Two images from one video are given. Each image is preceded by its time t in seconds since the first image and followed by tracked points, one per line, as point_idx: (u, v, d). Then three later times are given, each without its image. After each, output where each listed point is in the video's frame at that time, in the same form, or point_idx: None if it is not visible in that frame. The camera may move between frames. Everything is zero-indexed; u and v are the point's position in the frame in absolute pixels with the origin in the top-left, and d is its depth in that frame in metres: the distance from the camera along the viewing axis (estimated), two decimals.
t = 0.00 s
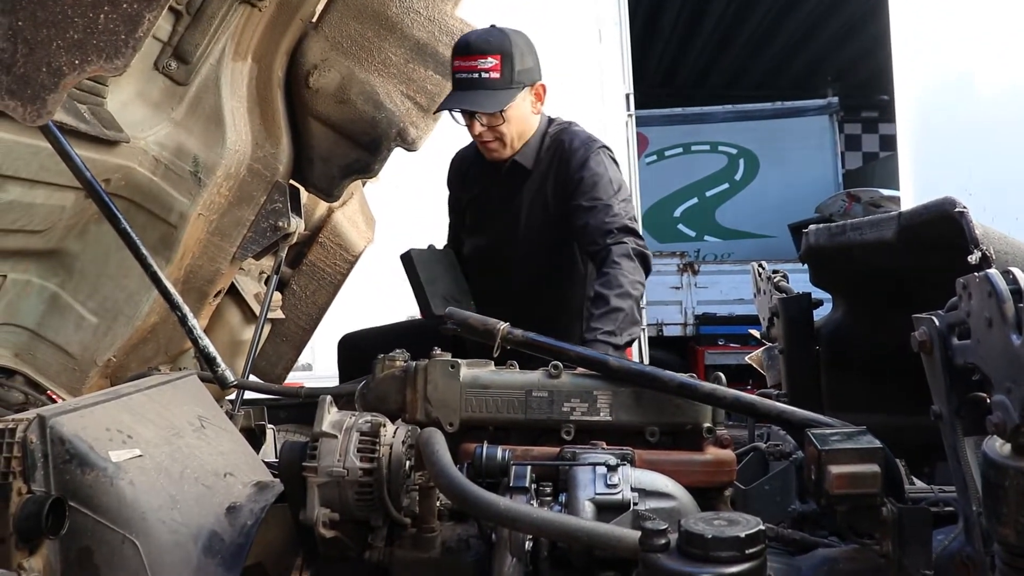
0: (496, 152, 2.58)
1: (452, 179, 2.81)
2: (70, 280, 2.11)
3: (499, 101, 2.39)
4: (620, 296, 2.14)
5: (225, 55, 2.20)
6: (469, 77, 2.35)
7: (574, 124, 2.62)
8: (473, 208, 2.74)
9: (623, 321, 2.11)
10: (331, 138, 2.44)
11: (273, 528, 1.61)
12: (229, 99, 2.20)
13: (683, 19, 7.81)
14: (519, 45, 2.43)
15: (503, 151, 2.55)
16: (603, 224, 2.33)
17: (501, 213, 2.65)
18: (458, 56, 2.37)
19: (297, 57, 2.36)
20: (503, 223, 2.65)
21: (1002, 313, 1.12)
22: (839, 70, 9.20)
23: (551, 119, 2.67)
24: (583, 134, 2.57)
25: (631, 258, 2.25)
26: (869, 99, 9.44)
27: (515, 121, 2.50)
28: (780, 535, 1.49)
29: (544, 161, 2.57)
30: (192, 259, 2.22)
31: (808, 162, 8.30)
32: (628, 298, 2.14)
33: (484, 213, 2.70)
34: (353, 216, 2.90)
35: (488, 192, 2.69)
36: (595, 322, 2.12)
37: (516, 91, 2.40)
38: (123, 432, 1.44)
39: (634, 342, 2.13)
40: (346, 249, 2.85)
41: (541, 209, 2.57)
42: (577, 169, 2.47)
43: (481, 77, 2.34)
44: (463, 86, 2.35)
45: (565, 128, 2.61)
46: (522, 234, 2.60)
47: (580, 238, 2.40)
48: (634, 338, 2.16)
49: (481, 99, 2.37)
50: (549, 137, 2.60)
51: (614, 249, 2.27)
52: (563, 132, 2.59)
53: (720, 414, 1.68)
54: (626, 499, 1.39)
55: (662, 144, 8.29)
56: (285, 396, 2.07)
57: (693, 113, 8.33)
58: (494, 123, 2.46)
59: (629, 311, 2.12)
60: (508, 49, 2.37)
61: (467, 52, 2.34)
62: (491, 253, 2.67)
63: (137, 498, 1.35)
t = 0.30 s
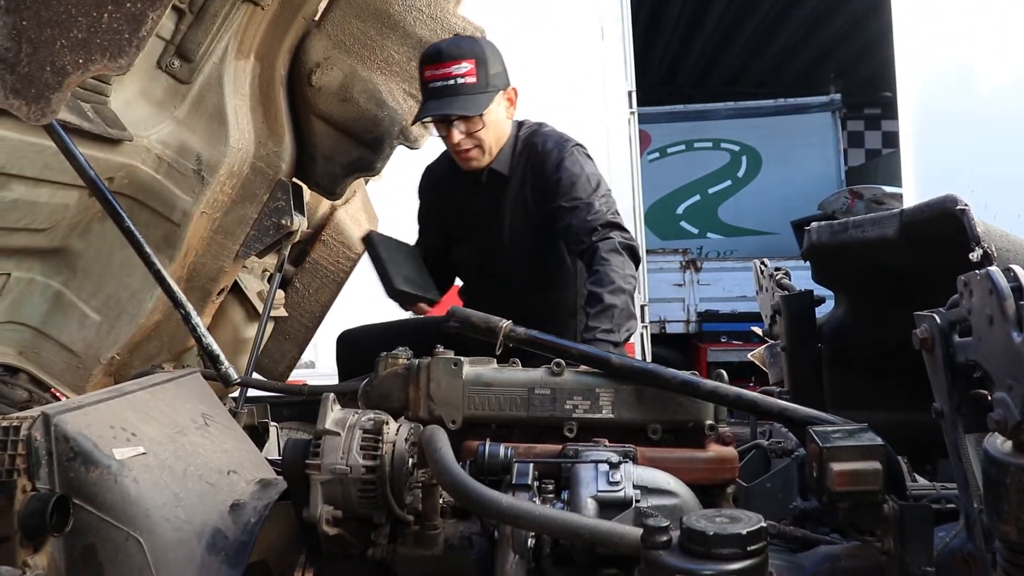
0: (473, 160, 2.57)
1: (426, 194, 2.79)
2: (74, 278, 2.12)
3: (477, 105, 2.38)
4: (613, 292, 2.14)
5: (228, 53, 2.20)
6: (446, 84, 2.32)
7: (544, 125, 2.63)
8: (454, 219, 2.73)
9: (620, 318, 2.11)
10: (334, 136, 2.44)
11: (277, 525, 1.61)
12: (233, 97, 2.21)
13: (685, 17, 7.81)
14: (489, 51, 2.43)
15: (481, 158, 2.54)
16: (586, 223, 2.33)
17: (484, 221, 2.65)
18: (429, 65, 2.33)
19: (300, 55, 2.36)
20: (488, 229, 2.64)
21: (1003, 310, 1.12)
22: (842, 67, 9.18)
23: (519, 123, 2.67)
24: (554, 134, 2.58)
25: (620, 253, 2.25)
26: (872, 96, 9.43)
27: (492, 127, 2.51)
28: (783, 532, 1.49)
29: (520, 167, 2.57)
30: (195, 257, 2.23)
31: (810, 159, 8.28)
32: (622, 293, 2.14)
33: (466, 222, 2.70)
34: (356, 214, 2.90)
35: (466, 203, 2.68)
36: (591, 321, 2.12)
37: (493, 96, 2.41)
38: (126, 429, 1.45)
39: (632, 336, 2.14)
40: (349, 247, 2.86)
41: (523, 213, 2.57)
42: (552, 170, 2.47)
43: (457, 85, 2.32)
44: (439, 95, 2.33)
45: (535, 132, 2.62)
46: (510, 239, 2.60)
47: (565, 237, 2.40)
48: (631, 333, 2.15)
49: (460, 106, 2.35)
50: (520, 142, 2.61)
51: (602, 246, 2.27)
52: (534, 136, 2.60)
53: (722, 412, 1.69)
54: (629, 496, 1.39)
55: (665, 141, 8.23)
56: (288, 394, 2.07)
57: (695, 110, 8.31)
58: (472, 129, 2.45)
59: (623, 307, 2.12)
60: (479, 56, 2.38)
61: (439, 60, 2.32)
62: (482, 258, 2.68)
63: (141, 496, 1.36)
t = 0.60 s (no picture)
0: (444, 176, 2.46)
1: (381, 216, 2.69)
2: (74, 279, 2.12)
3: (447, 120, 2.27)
4: (600, 290, 2.15)
5: (228, 54, 2.21)
6: (412, 100, 2.21)
7: (505, 127, 2.62)
8: (420, 234, 2.68)
9: (610, 315, 2.13)
10: (334, 136, 2.44)
11: (277, 526, 1.62)
12: (232, 99, 2.21)
13: (684, 17, 7.82)
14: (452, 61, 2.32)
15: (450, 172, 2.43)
16: (563, 222, 2.32)
17: (456, 230, 2.61)
18: (393, 81, 2.23)
19: (300, 55, 2.36)
20: (462, 237, 2.61)
21: (1000, 310, 1.12)
22: (842, 66, 9.18)
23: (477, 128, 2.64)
24: (517, 136, 2.57)
25: (600, 247, 2.23)
26: (873, 95, 9.42)
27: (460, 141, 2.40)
28: (783, 531, 1.49)
29: (487, 174, 2.54)
30: (195, 258, 2.23)
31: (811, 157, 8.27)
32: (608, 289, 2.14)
33: (436, 233, 2.65)
34: (357, 214, 2.91)
35: (431, 216, 2.62)
36: (583, 322, 2.13)
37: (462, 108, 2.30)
38: (127, 431, 1.45)
39: (623, 329, 2.15)
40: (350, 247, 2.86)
41: (498, 217, 2.55)
42: (523, 173, 2.47)
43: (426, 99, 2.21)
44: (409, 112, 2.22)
45: (496, 136, 2.59)
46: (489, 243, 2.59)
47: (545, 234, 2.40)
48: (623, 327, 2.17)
49: (430, 121, 2.24)
50: (483, 148, 2.58)
51: (581, 242, 2.26)
52: (496, 140, 2.58)
53: (722, 411, 1.69)
54: (628, 496, 1.40)
55: (665, 141, 8.22)
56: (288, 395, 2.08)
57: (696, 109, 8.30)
58: (442, 144, 2.33)
59: (611, 304, 2.13)
60: (445, 67, 2.27)
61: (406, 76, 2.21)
62: (462, 264, 2.66)
63: (142, 497, 1.36)
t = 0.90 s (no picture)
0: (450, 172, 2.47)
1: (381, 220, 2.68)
2: (73, 280, 2.13)
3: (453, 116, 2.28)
4: (596, 292, 2.15)
5: (227, 55, 2.21)
6: (420, 96, 2.22)
7: (512, 133, 2.64)
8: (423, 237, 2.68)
9: (608, 317, 2.12)
10: (333, 137, 2.44)
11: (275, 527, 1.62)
12: (231, 100, 2.21)
13: (684, 16, 7.81)
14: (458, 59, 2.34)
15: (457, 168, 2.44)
16: (563, 224, 2.34)
17: (459, 233, 2.62)
18: (400, 77, 2.24)
19: (299, 56, 2.36)
20: (464, 240, 2.62)
21: (997, 310, 1.13)
22: (841, 66, 9.18)
23: (485, 132, 2.66)
24: (524, 142, 2.59)
25: (598, 252, 2.25)
26: (872, 95, 9.43)
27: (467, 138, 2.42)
28: (781, 531, 1.50)
29: (491, 177, 2.55)
30: (194, 259, 2.23)
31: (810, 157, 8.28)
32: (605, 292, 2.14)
33: (438, 237, 2.65)
34: (355, 215, 2.91)
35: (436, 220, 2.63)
36: (580, 324, 2.12)
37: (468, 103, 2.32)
38: (126, 432, 1.45)
39: (621, 331, 2.14)
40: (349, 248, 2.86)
41: (500, 220, 2.56)
42: (528, 177, 2.48)
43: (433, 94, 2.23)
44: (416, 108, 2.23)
45: (503, 141, 2.61)
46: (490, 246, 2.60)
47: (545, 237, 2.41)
48: (620, 330, 2.16)
49: (436, 117, 2.25)
50: (489, 152, 2.59)
51: (580, 247, 2.27)
52: (503, 145, 2.60)
53: (720, 411, 1.69)
54: (627, 496, 1.40)
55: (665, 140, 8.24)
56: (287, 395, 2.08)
57: (695, 109, 8.32)
58: (449, 140, 2.34)
59: (608, 306, 2.13)
60: (450, 64, 2.29)
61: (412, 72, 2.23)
62: (462, 268, 2.66)
63: (141, 498, 1.37)
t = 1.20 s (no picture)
0: (450, 160, 2.49)
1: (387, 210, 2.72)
2: (70, 282, 2.13)
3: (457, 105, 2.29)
4: (589, 292, 2.14)
5: (223, 56, 2.21)
6: (427, 83, 2.22)
7: (515, 129, 2.64)
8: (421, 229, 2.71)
9: (602, 316, 2.10)
10: (329, 138, 2.44)
11: (273, 528, 1.61)
12: (228, 101, 2.21)
13: (681, 16, 7.82)
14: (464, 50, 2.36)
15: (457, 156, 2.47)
16: (554, 224, 2.35)
17: (455, 228, 2.64)
18: (408, 65, 2.24)
19: (296, 57, 2.37)
20: (460, 235, 2.64)
21: (993, 308, 1.13)
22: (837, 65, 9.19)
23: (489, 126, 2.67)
24: (526, 139, 2.60)
25: (589, 252, 2.26)
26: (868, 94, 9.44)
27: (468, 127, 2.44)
28: (778, 530, 1.50)
29: (490, 172, 2.56)
30: (190, 260, 2.23)
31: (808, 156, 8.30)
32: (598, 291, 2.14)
33: (437, 230, 2.67)
34: (352, 216, 2.91)
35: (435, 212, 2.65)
36: (575, 324, 2.10)
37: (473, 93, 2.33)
38: (124, 433, 1.45)
39: (616, 331, 2.12)
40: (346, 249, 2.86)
41: (496, 218, 2.58)
42: (525, 175, 2.49)
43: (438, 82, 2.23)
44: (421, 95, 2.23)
45: (506, 136, 2.62)
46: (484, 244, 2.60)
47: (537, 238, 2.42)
48: (616, 330, 2.13)
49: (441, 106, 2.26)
50: (490, 147, 2.60)
51: (570, 247, 2.27)
52: (505, 140, 2.60)
53: (718, 411, 1.69)
54: (625, 496, 1.40)
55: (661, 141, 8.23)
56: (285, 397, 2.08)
57: (693, 108, 8.30)
58: (452, 128, 2.36)
59: (602, 306, 2.12)
60: (456, 54, 2.30)
61: (419, 60, 2.23)
62: (457, 264, 2.68)
63: (139, 499, 1.37)
